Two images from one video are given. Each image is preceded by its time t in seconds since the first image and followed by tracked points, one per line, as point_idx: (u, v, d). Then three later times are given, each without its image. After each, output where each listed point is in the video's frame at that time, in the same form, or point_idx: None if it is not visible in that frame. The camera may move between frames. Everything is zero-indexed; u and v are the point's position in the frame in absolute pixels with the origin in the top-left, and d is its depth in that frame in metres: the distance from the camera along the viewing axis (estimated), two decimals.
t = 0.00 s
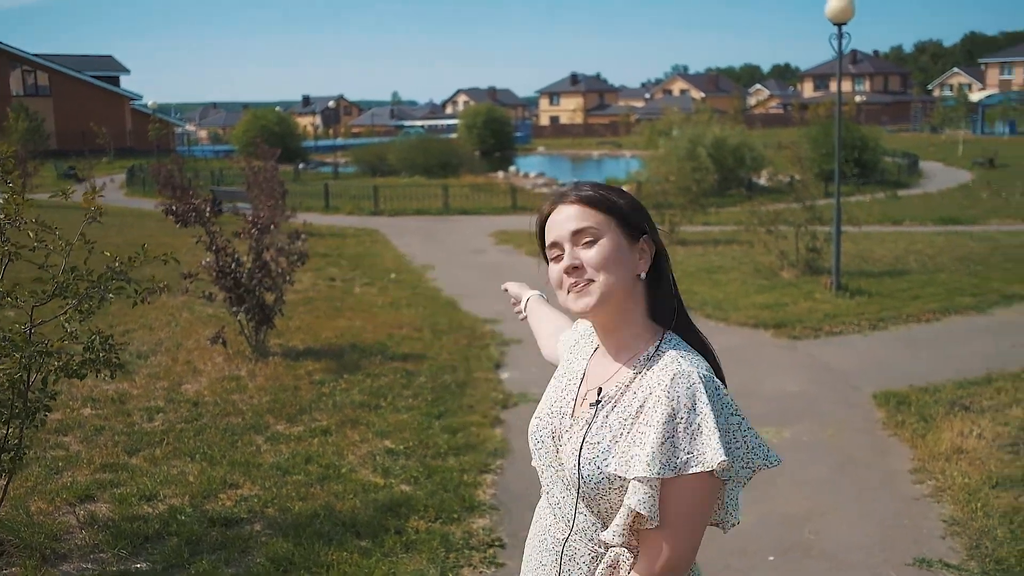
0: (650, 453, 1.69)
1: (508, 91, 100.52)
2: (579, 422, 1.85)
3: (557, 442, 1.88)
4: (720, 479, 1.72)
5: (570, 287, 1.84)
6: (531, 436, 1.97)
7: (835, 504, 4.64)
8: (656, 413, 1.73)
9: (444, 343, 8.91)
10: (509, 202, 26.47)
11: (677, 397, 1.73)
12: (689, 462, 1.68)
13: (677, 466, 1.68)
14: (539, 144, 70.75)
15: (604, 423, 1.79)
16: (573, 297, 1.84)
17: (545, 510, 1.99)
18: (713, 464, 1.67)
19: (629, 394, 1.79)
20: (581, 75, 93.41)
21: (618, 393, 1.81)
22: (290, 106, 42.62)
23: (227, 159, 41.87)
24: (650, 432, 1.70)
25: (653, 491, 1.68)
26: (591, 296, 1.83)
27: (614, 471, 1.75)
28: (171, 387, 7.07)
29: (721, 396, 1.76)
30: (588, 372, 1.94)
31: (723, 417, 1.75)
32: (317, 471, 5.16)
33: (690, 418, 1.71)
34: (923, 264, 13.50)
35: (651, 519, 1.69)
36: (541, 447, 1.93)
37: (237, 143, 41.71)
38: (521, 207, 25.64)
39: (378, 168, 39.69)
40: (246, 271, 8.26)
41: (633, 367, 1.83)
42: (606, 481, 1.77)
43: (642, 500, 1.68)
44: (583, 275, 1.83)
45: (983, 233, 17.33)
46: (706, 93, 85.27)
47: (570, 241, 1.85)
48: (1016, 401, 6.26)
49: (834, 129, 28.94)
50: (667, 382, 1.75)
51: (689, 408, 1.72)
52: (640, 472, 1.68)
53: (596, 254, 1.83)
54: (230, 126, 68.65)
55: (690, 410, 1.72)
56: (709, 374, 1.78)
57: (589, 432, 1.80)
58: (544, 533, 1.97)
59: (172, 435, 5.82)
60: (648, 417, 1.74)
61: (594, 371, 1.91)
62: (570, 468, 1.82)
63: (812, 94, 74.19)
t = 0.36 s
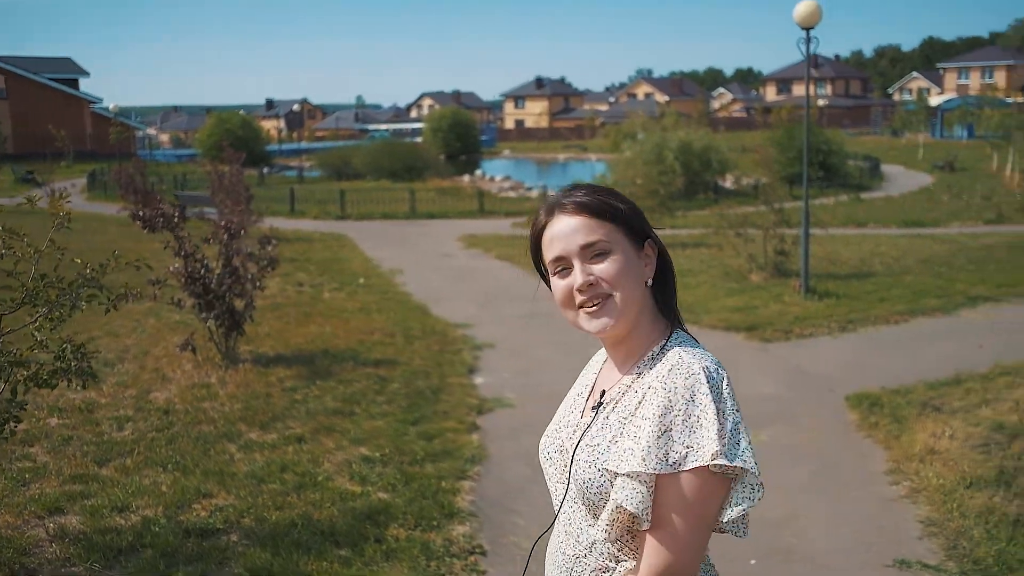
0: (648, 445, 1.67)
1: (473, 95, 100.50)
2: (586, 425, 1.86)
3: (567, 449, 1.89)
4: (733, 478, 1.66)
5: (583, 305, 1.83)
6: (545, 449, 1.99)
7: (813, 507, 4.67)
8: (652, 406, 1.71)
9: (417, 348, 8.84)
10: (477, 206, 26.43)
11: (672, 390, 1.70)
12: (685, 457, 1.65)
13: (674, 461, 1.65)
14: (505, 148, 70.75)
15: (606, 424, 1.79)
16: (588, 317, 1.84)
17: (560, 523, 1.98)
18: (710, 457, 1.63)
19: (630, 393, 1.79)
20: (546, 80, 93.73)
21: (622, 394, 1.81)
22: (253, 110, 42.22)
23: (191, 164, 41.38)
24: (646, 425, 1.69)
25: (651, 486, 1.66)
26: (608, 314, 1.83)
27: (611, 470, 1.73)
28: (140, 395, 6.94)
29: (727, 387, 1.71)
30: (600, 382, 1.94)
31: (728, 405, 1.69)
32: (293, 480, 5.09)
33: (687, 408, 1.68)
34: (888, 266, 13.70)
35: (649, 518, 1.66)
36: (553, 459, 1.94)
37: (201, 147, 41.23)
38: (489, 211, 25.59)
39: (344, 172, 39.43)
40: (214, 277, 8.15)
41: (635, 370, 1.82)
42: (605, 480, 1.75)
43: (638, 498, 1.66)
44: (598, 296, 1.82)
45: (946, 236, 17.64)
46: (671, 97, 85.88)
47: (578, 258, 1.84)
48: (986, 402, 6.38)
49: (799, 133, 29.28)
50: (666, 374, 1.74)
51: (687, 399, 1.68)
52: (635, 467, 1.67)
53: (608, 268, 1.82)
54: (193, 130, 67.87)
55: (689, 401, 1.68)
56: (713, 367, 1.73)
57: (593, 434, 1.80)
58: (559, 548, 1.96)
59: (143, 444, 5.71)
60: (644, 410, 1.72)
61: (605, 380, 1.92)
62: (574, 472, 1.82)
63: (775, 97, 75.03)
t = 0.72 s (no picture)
0: (707, 473, 1.68)
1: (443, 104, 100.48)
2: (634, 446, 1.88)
3: (614, 472, 1.92)
4: (793, 507, 1.69)
5: (631, 322, 1.86)
6: (587, 469, 2.02)
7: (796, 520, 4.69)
8: (708, 432, 1.72)
9: (393, 359, 8.78)
10: (448, 216, 26.37)
11: (730, 415, 1.71)
12: (745, 485, 1.66)
13: (733, 491, 1.67)
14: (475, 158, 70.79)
15: (657, 447, 1.81)
16: (636, 331, 1.86)
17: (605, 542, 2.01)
18: (771, 486, 1.64)
19: (682, 416, 1.80)
20: (515, 90, 93.97)
21: (671, 416, 1.83)
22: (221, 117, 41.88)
23: (157, 171, 40.90)
24: (703, 452, 1.70)
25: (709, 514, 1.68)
26: (654, 331, 1.85)
27: (666, 496, 1.75)
28: (112, 407, 6.81)
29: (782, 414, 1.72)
30: (644, 401, 1.97)
31: (786, 431, 1.70)
32: (273, 493, 5.03)
33: (745, 434, 1.69)
34: (859, 278, 13.87)
35: (708, 549, 1.69)
36: (600, 479, 1.97)
37: (168, 154, 40.78)
38: (460, 221, 25.55)
39: (313, 181, 39.20)
40: (189, 286, 8.05)
41: (686, 394, 1.84)
42: (659, 505, 1.77)
43: (696, 528, 1.69)
44: (645, 311, 1.85)
45: (913, 248, 17.91)
46: (639, 108, 86.44)
47: (626, 274, 1.87)
48: (961, 413, 6.46)
49: (767, 145, 29.60)
50: (720, 399, 1.75)
51: (745, 425, 1.69)
52: (693, 496, 1.69)
53: (657, 284, 1.84)
54: (158, 137, 67.12)
55: (746, 427, 1.69)
56: (769, 390, 1.74)
57: (643, 456, 1.83)
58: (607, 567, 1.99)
59: (118, 457, 5.61)
60: (698, 436, 1.74)
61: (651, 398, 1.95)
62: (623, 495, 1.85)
63: (742, 110, 75.82)
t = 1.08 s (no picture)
0: (858, 520, 1.80)
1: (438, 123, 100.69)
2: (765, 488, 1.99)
3: (742, 513, 2.03)
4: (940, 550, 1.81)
5: (750, 359, 2.01)
6: (708, 510, 2.13)
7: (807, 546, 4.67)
8: (853, 477, 1.83)
9: (396, 380, 8.74)
10: (446, 236, 26.33)
11: (874, 459, 1.83)
12: (897, 529, 1.79)
13: (885, 535, 1.80)
14: (470, 177, 70.86)
15: (793, 489, 1.92)
16: (756, 370, 2.00)
17: None
18: (926, 532, 1.77)
19: (816, 460, 1.92)
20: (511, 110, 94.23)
21: (803, 458, 1.95)
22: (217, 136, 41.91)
23: (152, 189, 40.84)
24: (851, 498, 1.82)
25: (861, 559, 1.82)
26: (776, 368, 1.99)
27: (812, 539, 1.86)
28: (115, 428, 6.76)
29: (922, 457, 1.84)
30: (764, 441, 2.08)
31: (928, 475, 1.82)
32: (280, 517, 4.98)
33: (891, 479, 1.81)
34: (858, 301, 13.88)
35: None
36: (726, 520, 2.08)
37: (164, 172, 40.75)
38: (458, 241, 25.53)
39: (309, 199, 39.18)
40: (192, 306, 8.02)
41: (814, 435, 1.96)
42: (805, 548, 1.88)
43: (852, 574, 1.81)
44: (767, 348, 1.99)
45: (910, 270, 17.95)
46: (635, 128, 86.69)
47: (744, 311, 2.02)
48: (967, 438, 6.46)
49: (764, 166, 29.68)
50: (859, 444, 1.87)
51: (890, 469, 1.81)
52: (848, 545, 1.81)
53: (777, 321, 1.99)
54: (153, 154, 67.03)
55: (891, 471, 1.81)
56: (904, 431, 1.86)
57: (779, 498, 1.94)
58: None
59: (122, 480, 5.56)
60: (841, 481, 1.85)
61: (768, 437, 2.07)
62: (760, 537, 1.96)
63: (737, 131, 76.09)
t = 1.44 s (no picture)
0: None
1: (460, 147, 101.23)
2: (900, 530, 1.76)
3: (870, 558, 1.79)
4: None
5: (886, 407, 1.79)
6: (825, 550, 1.89)
7: None
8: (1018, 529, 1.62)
9: (428, 407, 8.68)
10: (470, 261, 26.37)
11: None
12: None
13: None
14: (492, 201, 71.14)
15: (937, 533, 1.70)
16: (892, 419, 1.78)
17: None
18: None
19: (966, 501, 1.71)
20: (533, 134, 94.54)
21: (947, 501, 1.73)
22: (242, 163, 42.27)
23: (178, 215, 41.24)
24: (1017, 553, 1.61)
25: None
26: (916, 417, 1.77)
27: None
28: (149, 456, 6.76)
29: None
30: (894, 480, 1.86)
31: None
32: (317, 547, 4.94)
33: None
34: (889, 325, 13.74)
35: None
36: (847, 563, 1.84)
37: (189, 199, 41.17)
38: (483, 265, 25.56)
39: (334, 225, 39.41)
40: (225, 333, 8.07)
41: (960, 479, 1.73)
42: None
43: None
44: (905, 397, 1.78)
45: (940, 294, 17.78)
46: (656, 152, 86.76)
47: (881, 356, 1.82)
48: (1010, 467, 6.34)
49: (788, 190, 29.58)
50: None
51: None
52: None
53: (915, 366, 1.78)
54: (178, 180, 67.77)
55: None
56: None
57: (920, 543, 1.72)
58: None
59: (158, 508, 5.56)
60: (1001, 528, 1.64)
61: (901, 479, 1.84)
62: None
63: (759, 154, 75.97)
